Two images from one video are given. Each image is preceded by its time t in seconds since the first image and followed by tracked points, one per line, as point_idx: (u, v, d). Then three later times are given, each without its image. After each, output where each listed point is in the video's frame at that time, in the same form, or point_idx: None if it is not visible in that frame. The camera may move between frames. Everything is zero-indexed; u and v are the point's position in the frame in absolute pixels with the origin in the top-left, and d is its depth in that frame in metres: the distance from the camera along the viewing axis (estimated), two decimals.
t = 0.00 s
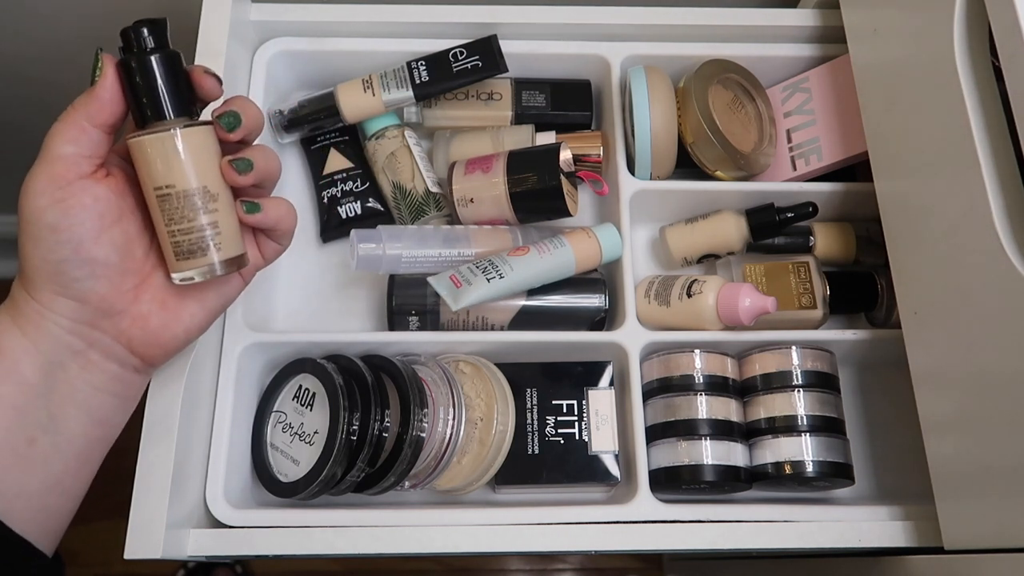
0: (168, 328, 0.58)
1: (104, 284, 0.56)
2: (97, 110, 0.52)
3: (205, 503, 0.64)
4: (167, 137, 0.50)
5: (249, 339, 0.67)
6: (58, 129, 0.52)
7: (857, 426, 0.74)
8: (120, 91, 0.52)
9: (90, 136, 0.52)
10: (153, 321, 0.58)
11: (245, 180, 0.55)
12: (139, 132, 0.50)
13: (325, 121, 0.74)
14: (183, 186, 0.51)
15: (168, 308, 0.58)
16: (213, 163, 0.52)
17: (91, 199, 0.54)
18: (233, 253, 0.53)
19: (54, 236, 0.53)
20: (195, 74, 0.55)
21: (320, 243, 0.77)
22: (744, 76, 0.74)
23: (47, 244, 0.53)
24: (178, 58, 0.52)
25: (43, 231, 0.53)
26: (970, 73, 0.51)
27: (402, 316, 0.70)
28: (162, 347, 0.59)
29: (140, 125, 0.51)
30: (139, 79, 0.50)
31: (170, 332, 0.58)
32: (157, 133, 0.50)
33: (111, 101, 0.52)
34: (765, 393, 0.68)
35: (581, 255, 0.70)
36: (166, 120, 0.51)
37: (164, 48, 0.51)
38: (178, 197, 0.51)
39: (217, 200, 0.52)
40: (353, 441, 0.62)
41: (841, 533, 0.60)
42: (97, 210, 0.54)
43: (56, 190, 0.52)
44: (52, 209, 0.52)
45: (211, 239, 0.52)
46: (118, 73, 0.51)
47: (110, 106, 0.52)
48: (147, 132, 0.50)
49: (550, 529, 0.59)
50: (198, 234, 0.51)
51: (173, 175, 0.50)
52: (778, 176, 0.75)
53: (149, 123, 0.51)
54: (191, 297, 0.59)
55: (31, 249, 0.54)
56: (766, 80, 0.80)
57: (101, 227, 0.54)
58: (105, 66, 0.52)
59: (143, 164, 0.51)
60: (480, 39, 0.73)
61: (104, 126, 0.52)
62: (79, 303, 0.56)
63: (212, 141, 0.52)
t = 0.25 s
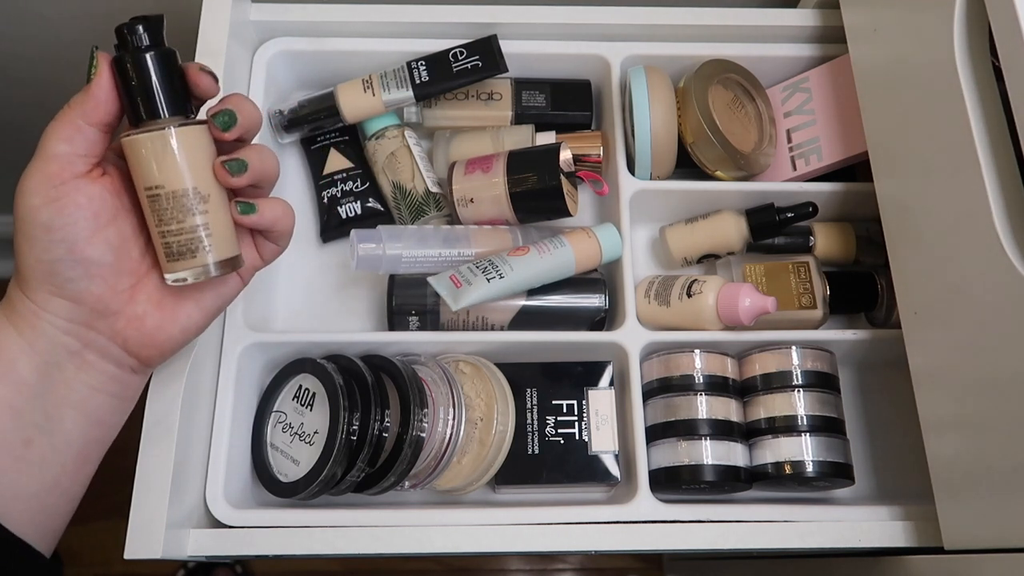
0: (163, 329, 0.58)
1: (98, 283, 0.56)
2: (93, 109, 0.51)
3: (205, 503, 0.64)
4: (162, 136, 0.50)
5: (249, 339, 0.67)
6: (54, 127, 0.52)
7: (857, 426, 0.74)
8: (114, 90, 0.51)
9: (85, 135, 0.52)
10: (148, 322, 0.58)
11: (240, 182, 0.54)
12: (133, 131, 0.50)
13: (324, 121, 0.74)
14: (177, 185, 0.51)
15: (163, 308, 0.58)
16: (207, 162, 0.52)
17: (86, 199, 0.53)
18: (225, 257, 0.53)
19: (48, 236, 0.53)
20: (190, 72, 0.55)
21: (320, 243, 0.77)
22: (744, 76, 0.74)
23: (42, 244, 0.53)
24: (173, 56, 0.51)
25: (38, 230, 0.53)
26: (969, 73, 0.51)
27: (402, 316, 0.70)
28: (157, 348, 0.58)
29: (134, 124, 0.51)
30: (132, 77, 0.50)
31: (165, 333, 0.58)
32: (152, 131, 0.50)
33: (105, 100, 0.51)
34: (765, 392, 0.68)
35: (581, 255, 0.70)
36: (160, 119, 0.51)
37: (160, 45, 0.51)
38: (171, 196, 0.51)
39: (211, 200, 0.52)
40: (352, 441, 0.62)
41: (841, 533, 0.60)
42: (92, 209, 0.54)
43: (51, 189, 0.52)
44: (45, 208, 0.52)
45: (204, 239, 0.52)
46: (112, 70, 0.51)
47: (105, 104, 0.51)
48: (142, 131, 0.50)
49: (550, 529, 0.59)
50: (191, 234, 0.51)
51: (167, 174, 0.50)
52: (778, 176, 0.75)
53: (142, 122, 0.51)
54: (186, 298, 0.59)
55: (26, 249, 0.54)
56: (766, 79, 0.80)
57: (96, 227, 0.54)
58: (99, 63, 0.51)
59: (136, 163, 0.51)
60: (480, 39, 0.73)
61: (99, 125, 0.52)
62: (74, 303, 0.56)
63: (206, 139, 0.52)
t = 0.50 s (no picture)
0: (178, 326, 0.59)
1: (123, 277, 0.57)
2: (93, 92, 0.51)
3: (205, 503, 0.64)
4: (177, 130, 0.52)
5: (249, 339, 0.67)
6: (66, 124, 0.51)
7: (857, 426, 0.74)
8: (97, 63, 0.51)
9: (98, 125, 0.52)
10: (161, 319, 0.58)
11: (240, 193, 0.55)
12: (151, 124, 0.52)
13: (325, 121, 0.74)
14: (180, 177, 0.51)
15: (177, 307, 0.59)
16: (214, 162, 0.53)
17: (112, 195, 0.55)
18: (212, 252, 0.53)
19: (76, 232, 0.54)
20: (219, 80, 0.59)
21: (320, 243, 0.77)
22: (744, 76, 0.74)
23: (66, 240, 0.54)
24: (199, 69, 0.54)
25: (63, 228, 0.53)
26: (969, 73, 0.52)
27: (402, 316, 0.70)
28: (168, 347, 0.59)
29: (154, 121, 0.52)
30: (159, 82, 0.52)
31: (177, 331, 0.59)
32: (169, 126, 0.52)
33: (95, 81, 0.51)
34: (765, 392, 0.68)
35: (582, 255, 0.70)
36: (178, 117, 0.52)
37: (189, 54, 0.53)
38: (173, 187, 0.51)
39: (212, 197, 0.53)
40: (352, 441, 0.62)
41: (841, 533, 0.60)
42: (117, 206, 0.55)
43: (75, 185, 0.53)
44: (72, 206, 0.53)
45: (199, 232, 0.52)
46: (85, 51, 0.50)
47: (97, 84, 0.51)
48: (162, 124, 0.52)
49: (550, 529, 0.59)
50: (186, 223, 0.52)
51: (173, 164, 0.51)
52: (778, 177, 0.75)
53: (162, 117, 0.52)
54: (200, 296, 0.60)
55: (46, 248, 0.54)
56: (766, 80, 0.80)
57: (120, 222, 0.55)
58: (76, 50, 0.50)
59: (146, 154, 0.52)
60: (480, 39, 0.73)
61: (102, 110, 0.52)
62: (93, 300, 0.56)
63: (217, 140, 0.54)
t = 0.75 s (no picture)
0: (164, 323, 0.59)
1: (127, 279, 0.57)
2: (111, 110, 0.49)
3: (205, 503, 0.64)
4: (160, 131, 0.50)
5: (249, 339, 0.67)
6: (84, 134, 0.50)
7: (857, 426, 0.74)
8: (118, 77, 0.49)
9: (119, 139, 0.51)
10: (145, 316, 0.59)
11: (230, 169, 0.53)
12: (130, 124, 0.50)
13: (324, 121, 0.74)
14: (168, 179, 0.50)
15: (163, 303, 0.59)
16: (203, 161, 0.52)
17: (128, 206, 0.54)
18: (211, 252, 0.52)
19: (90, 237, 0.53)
20: (219, 49, 0.58)
21: (320, 243, 0.77)
22: (744, 76, 0.74)
23: (77, 243, 0.54)
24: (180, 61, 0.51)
25: (75, 231, 0.53)
26: (969, 73, 0.52)
27: (402, 316, 0.70)
28: (151, 343, 0.59)
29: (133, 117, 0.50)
30: (136, 73, 0.50)
31: (161, 328, 0.59)
32: (149, 126, 0.50)
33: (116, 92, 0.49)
34: (765, 393, 0.68)
35: (581, 255, 0.70)
36: (161, 112, 0.50)
37: (166, 46, 0.51)
38: (162, 189, 0.50)
39: (204, 196, 0.52)
40: (352, 441, 0.62)
41: (841, 533, 0.60)
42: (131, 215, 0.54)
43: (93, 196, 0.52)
44: (88, 213, 0.52)
45: (191, 234, 0.51)
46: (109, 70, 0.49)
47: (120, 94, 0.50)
48: (141, 122, 0.50)
49: (549, 529, 0.59)
50: (179, 224, 0.51)
51: (159, 166, 0.50)
52: (778, 177, 0.75)
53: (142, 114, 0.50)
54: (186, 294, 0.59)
55: (55, 248, 0.54)
56: (766, 80, 0.80)
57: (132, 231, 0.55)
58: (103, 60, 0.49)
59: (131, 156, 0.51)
60: (480, 39, 0.73)
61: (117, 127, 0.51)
62: (82, 298, 0.56)
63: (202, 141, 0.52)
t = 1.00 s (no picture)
0: (151, 324, 0.57)
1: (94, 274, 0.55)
2: (92, 103, 0.53)
3: (205, 503, 0.64)
4: (148, 131, 0.50)
5: (249, 339, 0.67)
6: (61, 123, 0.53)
7: (857, 426, 0.74)
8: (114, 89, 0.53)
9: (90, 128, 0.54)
10: (133, 317, 0.57)
11: (241, 154, 0.55)
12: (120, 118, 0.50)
13: (324, 121, 0.74)
14: (147, 181, 0.50)
15: (151, 304, 0.57)
16: (189, 167, 0.51)
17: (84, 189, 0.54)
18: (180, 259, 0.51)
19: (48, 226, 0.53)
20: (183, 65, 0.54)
21: (320, 243, 0.77)
22: (744, 76, 0.74)
23: (36, 233, 0.53)
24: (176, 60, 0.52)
25: (36, 222, 0.53)
26: (969, 73, 0.51)
27: (402, 316, 0.70)
28: (141, 344, 0.58)
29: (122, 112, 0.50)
30: (129, 70, 0.50)
31: (149, 328, 0.57)
32: (139, 124, 0.50)
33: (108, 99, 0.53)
34: (765, 393, 0.68)
35: (581, 255, 0.70)
36: (151, 113, 0.50)
37: (163, 46, 0.52)
38: (140, 190, 0.50)
39: (186, 201, 0.51)
40: (353, 441, 0.62)
41: (841, 533, 0.60)
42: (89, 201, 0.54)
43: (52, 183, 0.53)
44: (43, 200, 0.53)
45: (167, 240, 0.50)
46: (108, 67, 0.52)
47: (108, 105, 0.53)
48: (129, 119, 0.50)
49: (549, 529, 0.59)
50: (155, 226, 0.50)
51: (140, 166, 0.50)
52: (778, 177, 0.75)
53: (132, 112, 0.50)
54: (175, 292, 0.58)
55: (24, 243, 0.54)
56: (766, 79, 0.80)
57: (91, 218, 0.54)
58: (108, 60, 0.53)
59: (115, 150, 0.50)
60: (480, 40, 0.73)
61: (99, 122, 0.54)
62: (59, 297, 0.56)
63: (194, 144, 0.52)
